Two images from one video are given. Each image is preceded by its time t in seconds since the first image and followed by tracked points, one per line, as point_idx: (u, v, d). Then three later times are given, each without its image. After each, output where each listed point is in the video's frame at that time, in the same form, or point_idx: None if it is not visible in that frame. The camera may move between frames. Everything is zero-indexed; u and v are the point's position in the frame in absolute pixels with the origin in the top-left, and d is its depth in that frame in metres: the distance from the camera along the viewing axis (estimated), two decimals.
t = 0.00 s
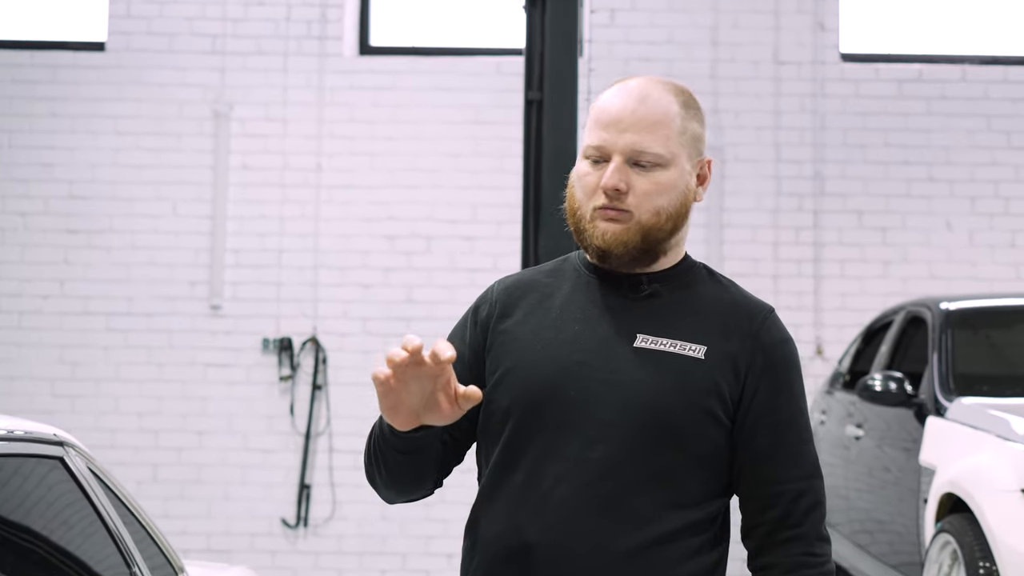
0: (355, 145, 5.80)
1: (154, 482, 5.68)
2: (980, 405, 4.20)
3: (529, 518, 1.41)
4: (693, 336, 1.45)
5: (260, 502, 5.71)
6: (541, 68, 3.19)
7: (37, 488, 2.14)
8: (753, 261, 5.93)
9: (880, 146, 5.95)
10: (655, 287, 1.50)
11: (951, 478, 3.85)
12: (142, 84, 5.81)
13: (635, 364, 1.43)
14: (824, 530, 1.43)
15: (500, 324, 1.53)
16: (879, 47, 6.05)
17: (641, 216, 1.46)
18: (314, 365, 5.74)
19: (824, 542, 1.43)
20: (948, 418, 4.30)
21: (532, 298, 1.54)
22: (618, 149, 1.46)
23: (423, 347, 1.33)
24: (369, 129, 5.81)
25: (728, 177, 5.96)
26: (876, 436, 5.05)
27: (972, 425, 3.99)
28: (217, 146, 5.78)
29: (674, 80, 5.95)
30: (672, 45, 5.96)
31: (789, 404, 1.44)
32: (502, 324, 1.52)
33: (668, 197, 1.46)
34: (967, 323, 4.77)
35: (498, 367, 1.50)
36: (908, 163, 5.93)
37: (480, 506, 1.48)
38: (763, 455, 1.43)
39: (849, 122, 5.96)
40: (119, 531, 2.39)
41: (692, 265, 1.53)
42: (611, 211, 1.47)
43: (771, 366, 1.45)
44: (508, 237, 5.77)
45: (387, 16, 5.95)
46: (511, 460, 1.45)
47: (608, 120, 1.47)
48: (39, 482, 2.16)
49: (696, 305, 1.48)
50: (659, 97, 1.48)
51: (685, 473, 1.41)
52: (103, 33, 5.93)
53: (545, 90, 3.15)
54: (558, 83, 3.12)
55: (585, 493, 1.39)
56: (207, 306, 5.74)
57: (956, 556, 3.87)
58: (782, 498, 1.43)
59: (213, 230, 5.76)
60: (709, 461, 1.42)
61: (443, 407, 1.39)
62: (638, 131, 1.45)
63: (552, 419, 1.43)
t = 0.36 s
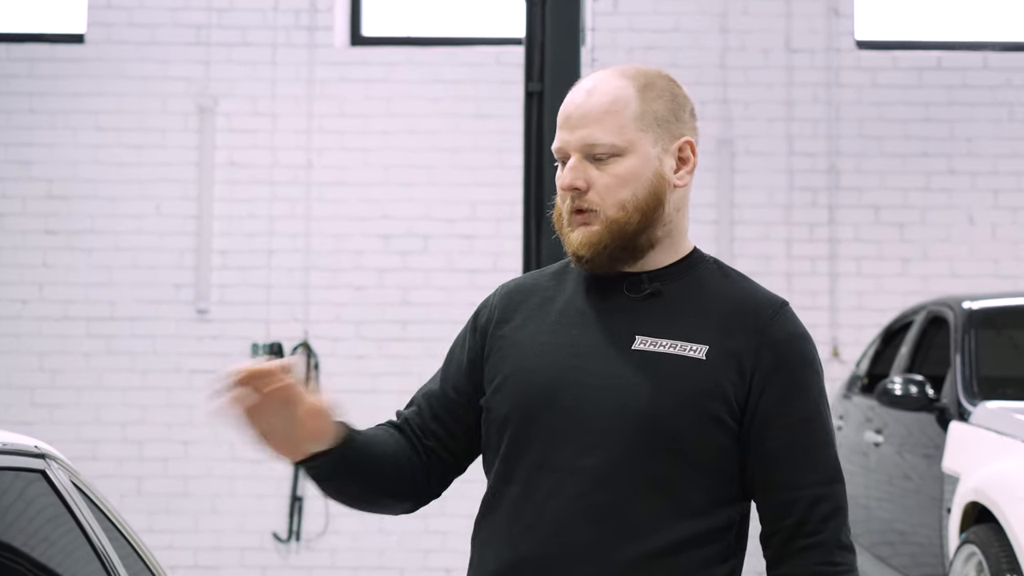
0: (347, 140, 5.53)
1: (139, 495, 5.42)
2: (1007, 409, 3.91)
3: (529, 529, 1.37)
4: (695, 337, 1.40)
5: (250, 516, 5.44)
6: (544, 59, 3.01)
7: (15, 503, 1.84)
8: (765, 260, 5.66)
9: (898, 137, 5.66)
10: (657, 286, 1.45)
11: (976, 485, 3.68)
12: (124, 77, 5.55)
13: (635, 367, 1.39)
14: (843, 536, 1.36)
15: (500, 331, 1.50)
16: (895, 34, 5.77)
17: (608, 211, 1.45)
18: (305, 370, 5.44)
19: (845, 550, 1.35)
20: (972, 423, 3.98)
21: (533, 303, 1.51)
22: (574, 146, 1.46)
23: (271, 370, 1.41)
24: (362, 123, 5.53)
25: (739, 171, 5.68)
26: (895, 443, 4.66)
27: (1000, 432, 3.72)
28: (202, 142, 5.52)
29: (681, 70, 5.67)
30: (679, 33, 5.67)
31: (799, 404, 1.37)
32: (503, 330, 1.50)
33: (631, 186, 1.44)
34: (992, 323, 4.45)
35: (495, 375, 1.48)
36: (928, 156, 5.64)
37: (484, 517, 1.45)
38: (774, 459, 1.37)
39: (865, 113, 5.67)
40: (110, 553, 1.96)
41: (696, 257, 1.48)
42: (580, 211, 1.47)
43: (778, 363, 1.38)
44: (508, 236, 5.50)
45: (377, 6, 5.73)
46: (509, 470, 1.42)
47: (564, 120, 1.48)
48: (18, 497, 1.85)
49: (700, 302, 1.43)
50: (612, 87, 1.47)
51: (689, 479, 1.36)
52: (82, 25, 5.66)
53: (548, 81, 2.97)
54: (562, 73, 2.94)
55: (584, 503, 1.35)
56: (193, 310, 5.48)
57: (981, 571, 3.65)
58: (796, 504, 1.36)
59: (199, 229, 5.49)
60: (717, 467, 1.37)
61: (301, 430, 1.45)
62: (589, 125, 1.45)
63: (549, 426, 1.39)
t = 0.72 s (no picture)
0: (356, 139, 5.44)
1: (147, 500, 5.33)
2: None
3: (528, 533, 1.36)
4: (697, 336, 1.34)
5: (260, 521, 5.35)
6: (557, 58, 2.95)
7: (23, 506, 1.86)
8: (783, 259, 5.55)
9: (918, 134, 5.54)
10: (663, 286, 1.40)
11: (999, 490, 3.59)
12: (130, 76, 5.47)
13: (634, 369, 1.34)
14: (847, 544, 1.26)
15: (513, 336, 1.49)
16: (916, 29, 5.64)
17: (596, 212, 1.41)
18: (315, 374, 5.37)
19: (848, 558, 1.26)
20: (996, 427, 3.86)
21: (547, 306, 1.49)
22: (559, 149, 1.43)
23: (209, 412, 1.38)
24: (372, 122, 5.44)
25: (757, 170, 5.56)
26: (916, 446, 4.53)
27: None
28: (210, 142, 5.43)
29: (697, 67, 5.56)
30: (694, 29, 5.57)
31: (803, 404, 1.28)
32: (515, 334, 1.49)
33: (614, 184, 1.40)
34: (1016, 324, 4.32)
35: (507, 378, 1.47)
36: (949, 153, 5.52)
37: (494, 523, 1.44)
38: (777, 463, 1.28)
39: (885, 109, 5.55)
40: (117, 556, 2.04)
41: (705, 252, 1.42)
42: (575, 214, 1.44)
43: (781, 362, 1.30)
44: (521, 236, 5.40)
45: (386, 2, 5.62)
46: (515, 474, 1.40)
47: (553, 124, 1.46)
48: (26, 501, 1.88)
49: (706, 300, 1.37)
50: (595, 85, 1.43)
51: (688, 483, 1.30)
52: (87, 22, 5.57)
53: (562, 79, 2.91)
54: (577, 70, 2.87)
55: (579, 508, 1.32)
56: (201, 313, 5.39)
57: (1006, 574, 3.55)
58: (795, 507, 1.27)
59: (207, 229, 5.40)
60: (719, 470, 1.31)
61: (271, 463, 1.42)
62: (569, 126, 1.42)
63: (549, 430, 1.37)
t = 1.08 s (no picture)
0: (366, 136, 5.35)
1: (154, 502, 5.25)
2: None
3: (534, 537, 1.37)
4: (700, 337, 1.33)
5: (268, 524, 5.26)
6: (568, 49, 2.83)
7: (27, 511, 1.81)
8: (801, 258, 5.44)
9: (938, 130, 5.43)
10: (670, 285, 1.40)
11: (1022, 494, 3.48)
12: (136, 72, 5.38)
13: (637, 371, 1.34)
14: (852, 549, 1.23)
15: (526, 340, 1.51)
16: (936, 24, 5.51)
17: (592, 206, 1.43)
18: (324, 375, 5.26)
19: (854, 565, 1.22)
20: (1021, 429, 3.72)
21: (560, 310, 1.50)
22: (560, 145, 1.46)
23: (224, 386, 1.42)
24: (381, 118, 5.35)
25: (774, 167, 5.45)
26: (937, 449, 4.41)
27: None
28: (217, 138, 5.35)
29: (713, 62, 5.46)
30: (710, 24, 5.46)
31: (805, 404, 1.26)
32: (528, 339, 1.50)
33: (609, 179, 1.41)
34: None
35: (518, 382, 1.48)
36: (970, 149, 5.40)
37: (507, 528, 1.44)
38: (779, 465, 1.27)
39: (905, 105, 5.44)
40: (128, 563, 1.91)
41: (713, 249, 1.42)
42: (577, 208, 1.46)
43: (783, 361, 1.27)
44: (533, 235, 5.30)
45: None
46: (523, 477, 1.41)
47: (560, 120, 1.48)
48: (30, 505, 1.81)
49: (712, 300, 1.36)
50: (595, 80, 1.44)
51: (690, 486, 1.30)
52: (92, 18, 5.49)
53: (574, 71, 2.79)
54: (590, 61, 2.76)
55: (582, 512, 1.32)
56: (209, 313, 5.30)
57: None
58: (800, 509, 1.25)
59: (214, 228, 5.32)
60: (723, 473, 1.30)
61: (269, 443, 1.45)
62: (567, 122, 1.44)
63: (554, 434, 1.38)
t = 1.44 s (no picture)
0: (382, 138, 5.33)
1: (169, 506, 5.22)
2: None
3: (548, 545, 1.30)
4: (716, 335, 1.27)
5: (284, 528, 5.23)
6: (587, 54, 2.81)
7: (43, 515, 1.96)
8: (818, 260, 5.42)
9: (957, 132, 5.40)
10: (686, 288, 1.33)
11: None
12: (152, 74, 5.37)
13: (653, 373, 1.28)
14: (872, 549, 1.16)
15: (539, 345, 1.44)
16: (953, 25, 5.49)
17: (676, 206, 1.29)
18: (340, 377, 5.25)
19: (872, 562, 1.16)
20: None
21: (573, 312, 1.43)
22: (643, 133, 1.30)
23: (260, 433, 1.34)
24: (397, 120, 5.34)
25: (791, 168, 5.43)
26: (956, 452, 4.35)
27: None
28: (233, 139, 5.33)
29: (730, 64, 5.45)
30: (728, 25, 5.45)
31: (824, 402, 1.19)
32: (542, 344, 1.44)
33: (703, 182, 1.29)
34: None
35: (531, 391, 1.42)
36: (989, 151, 5.37)
37: (521, 538, 1.38)
38: (800, 466, 1.20)
39: (923, 106, 5.41)
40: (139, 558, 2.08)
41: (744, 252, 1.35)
42: (643, 203, 1.31)
43: (801, 360, 1.21)
44: (549, 237, 5.27)
45: None
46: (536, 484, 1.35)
47: (632, 104, 1.32)
48: (46, 508, 1.97)
49: (728, 299, 1.29)
50: (686, 73, 1.31)
51: (709, 489, 1.23)
52: (109, 20, 5.48)
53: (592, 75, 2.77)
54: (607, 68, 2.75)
55: (598, 518, 1.26)
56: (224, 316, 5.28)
57: None
58: (818, 509, 1.19)
59: (229, 231, 5.30)
60: (743, 476, 1.23)
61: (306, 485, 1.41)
62: (663, 112, 1.29)
63: (569, 438, 1.31)
